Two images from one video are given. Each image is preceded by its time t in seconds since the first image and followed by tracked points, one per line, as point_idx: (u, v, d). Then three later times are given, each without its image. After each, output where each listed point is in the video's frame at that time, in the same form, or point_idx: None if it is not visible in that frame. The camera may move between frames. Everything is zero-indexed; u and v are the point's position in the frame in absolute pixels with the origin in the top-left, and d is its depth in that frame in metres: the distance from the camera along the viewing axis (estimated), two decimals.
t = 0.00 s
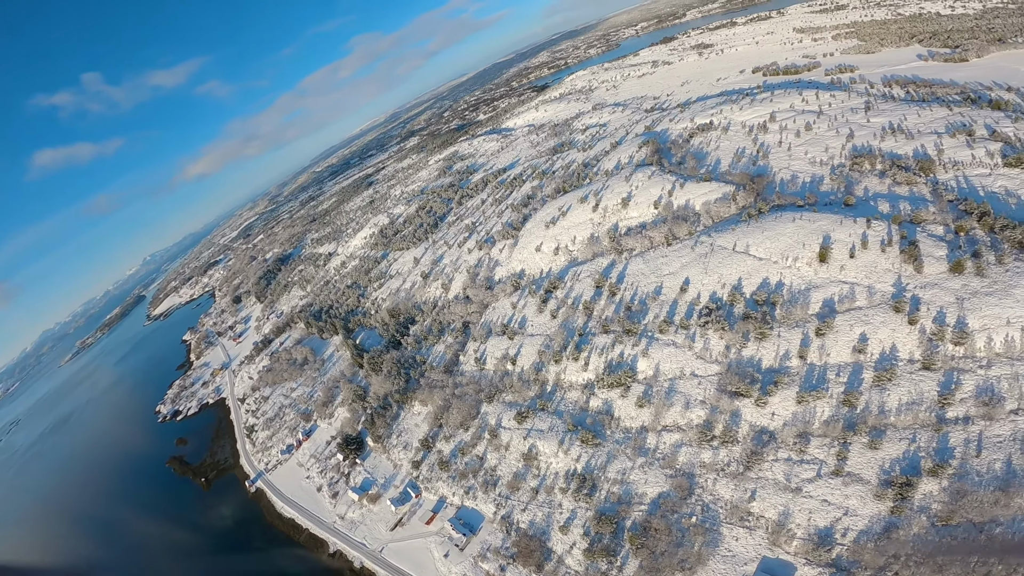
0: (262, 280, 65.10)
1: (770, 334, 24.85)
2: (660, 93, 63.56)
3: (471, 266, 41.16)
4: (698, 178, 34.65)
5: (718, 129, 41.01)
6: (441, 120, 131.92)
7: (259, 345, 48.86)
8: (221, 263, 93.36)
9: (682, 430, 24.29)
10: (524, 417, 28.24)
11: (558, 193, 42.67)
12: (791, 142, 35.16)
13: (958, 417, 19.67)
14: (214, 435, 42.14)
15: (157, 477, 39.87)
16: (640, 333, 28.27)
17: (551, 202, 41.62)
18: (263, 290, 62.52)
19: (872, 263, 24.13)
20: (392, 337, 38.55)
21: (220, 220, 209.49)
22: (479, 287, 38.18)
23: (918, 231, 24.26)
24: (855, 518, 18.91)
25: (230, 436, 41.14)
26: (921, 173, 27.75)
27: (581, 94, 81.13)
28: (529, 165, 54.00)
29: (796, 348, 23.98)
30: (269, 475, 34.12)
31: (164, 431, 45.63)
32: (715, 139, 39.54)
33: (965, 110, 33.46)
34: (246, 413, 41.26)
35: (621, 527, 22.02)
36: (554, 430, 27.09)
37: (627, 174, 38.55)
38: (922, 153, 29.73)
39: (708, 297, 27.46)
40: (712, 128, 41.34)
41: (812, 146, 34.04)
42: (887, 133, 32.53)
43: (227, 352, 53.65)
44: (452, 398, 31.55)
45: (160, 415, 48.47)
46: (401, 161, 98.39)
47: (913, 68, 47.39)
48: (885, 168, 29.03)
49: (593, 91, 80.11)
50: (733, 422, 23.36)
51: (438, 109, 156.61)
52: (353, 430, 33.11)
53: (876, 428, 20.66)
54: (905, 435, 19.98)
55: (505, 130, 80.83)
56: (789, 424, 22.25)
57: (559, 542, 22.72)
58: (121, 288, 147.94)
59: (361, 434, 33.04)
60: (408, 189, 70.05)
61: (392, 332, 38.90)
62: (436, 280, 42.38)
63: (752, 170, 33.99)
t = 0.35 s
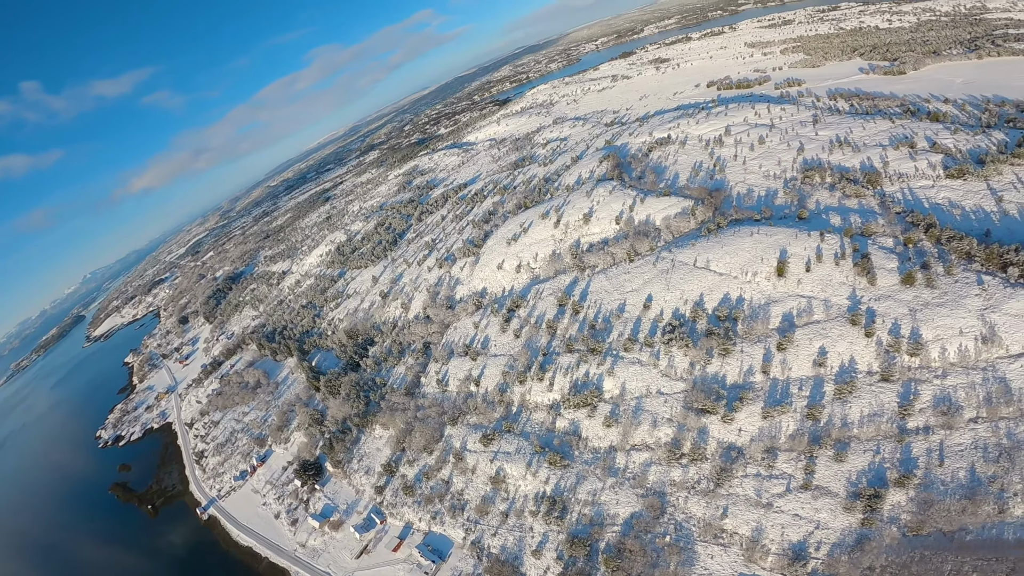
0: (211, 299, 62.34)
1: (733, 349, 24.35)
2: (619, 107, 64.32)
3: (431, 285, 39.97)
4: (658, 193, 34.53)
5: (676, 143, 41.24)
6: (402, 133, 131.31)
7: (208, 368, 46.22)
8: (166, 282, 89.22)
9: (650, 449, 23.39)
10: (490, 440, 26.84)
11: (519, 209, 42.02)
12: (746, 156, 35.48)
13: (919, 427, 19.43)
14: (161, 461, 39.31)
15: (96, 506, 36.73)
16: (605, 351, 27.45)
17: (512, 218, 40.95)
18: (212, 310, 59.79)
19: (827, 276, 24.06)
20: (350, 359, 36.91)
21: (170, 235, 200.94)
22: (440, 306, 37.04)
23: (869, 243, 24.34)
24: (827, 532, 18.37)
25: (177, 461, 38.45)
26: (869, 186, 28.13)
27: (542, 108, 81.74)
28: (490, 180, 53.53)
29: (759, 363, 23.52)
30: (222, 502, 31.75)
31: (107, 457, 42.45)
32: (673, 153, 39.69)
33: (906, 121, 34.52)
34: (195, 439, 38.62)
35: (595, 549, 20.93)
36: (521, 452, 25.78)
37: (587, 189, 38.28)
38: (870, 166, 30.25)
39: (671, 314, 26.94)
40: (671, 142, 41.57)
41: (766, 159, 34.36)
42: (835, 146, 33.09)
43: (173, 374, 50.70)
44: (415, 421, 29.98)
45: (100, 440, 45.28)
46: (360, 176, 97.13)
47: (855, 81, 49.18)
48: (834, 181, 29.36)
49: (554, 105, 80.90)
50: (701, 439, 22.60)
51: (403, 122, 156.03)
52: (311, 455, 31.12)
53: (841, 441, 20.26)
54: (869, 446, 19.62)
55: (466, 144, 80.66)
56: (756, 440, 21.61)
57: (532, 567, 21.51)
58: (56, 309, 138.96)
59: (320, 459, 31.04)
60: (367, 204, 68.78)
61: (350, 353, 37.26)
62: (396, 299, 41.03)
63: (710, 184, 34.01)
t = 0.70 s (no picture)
0: (151, 321, 59.17)
1: (697, 373, 23.68)
2: (580, 126, 65.21)
3: (389, 308, 38.64)
4: (619, 214, 34.36)
5: (636, 162, 41.43)
6: (360, 151, 130.54)
7: (147, 393, 43.36)
8: (105, 303, 84.54)
9: (618, 474, 22.36)
10: (452, 468, 25.31)
11: (479, 229, 41.33)
12: (703, 176, 35.80)
13: (881, 444, 19.09)
14: (96, 489, 36.31)
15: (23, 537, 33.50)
16: (569, 377, 26.46)
17: (472, 239, 40.23)
18: (153, 333, 56.58)
19: (784, 297, 23.90)
20: (302, 387, 35.04)
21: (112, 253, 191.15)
22: (398, 330, 35.76)
23: (823, 263, 24.37)
24: (798, 552, 17.82)
25: (115, 489, 35.61)
26: (820, 206, 28.47)
27: (504, 126, 82.38)
28: (450, 200, 53.03)
29: (722, 385, 22.87)
30: (166, 532, 29.29)
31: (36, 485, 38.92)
32: (632, 173, 39.83)
33: (852, 141, 35.60)
34: (134, 467, 35.86)
35: None
36: (486, 480, 24.38)
37: (547, 210, 37.98)
38: (819, 185, 30.78)
39: (634, 337, 26.29)
40: (630, 162, 41.81)
41: (721, 179, 34.67)
42: (786, 166, 33.62)
43: (109, 400, 47.44)
44: (373, 449, 28.20)
45: (28, 468, 41.72)
46: (316, 194, 95.59)
47: (803, 101, 51.02)
48: (787, 202, 29.66)
49: (516, 123, 81.66)
50: (668, 463, 21.73)
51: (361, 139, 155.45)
52: (261, 485, 28.95)
53: (806, 460, 19.72)
54: (834, 465, 19.19)
55: (426, 162, 80.35)
56: (723, 462, 20.88)
57: None
58: None
59: (272, 489, 28.88)
60: (322, 223, 67.31)
61: (302, 381, 35.42)
62: (350, 323, 39.47)
63: (668, 205, 34.01)
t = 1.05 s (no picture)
0: (83, 342, 55.55)
1: (660, 400, 22.96)
2: (542, 147, 66.18)
3: (342, 333, 37.09)
4: (580, 237, 34.13)
5: (597, 184, 41.59)
6: (320, 168, 128.82)
7: (76, 418, 40.31)
8: (33, 322, 79.22)
9: (585, 503, 21.15)
10: (410, 498, 23.68)
11: (438, 252, 40.46)
12: (662, 199, 36.00)
13: (843, 466, 18.67)
14: (19, 516, 33.09)
15: None
16: (531, 405, 25.37)
17: (431, 261, 39.32)
18: (85, 354, 53.02)
19: (744, 321, 23.61)
20: (248, 415, 32.96)
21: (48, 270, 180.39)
22: (352, 356, 34.26)
23: (780, 287, 24.31)
24: None
25: (40, 516, 32.49)
26: (775, 229, 28.73)
27: (466, 146, 82.85)
28: (409, 220, 52.30)
29: (686, 412, 22.15)
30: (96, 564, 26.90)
31: None
32: (593, 195, 39.87)
33: (803, 164, 36.57)
34: (59, 495, 32.97)
35: None
36: (446, 511, 22.83)
37: (507, 233, 37.63)
38: (774, 208, 31.21)
39: (596, 363, 25.57)
40: (591, 183, 41.97)
41: (680, 202, 34.96)
42: (742, 190, 34.10)
43: (33, 425, 43.89)
44: (326, 479, 26.37)
45: None
46: (269, 212, 93.41)
47: (756, 123, 52.72)
48: (744, 225, 29.88)
49: (478, 143, 82.28)
50: (635, 491, 20.69)
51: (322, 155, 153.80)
52: (202, 515, 26.83)
53: (771, 484, 19.11)
54: (799, 488, 18.60)
55: (385, 181, 79.69)
56: (691, 488, 20.01)
57: None
58: None
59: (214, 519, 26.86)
60: (274, 242, 65.52)
61: (247, 408, 33.32)
62: (300, 347, 37.67)
63: (630, 228, 33.87)
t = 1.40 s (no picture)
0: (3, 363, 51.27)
1: (625, 427, 22.16)
2: (505, 168, 67.05)
3: (292, 357, 35.16)
4: (542, 260, 33.81)
5: (559, 207, 41.78)
6: (275, 183, 125.81)
7: None
8: None
9: (551, 535, 19.98)
10: (365, 531, 22.00)
11: (396, 274, 39.29)
12: (623, 222, 36.25)
13: (809, 489, 18.20)
14: None
15: None
16: (492, 434, 24.15)
17: (388, 283, 38.10)
18: (4, 376, 48.90)
19: (706, 346, 23.28)
20: (186, 442, 30.73)
21: None
22: (301, 382, 32.41)
23: (740, 312, 24.18)
24: None
25: None
26: (733, 254, 28.88)
27: (427, 165, 82.83)
28: (366, 240, 51.12)
29: (652, 440, 21.43)
30: None
31: None
32: (555, 218, 39.96)
33: (757, 188, 37.43)
34: None
35: None
36: (404, 544, 21.24)
37: (467, 255, 37.04)
38: (731, 232, 31.54)
39: (559, 391, 24.74)
40: (552, 206, 42.11)
41: (641, 226, 35.20)
42: (701, 213, 34.52)
43: None
44: (272, 510, 24.41)
45: None
46: (218, 228, 90.18)
47: (713, 147, 54.28)
48: (703, 249, 30.01)
49: (440, 162, 82.25)
50: (603, 522, 19.66)
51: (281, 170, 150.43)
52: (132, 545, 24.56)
53: (739, 510, 18.45)
54: (766, 513, 18.01)
55: (343, 199, 78.37)
56: (659, 517, 19.15)
57: None
58: None
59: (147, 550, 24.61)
60: (220, 261, 63.04)
61: (186, 435, 31.07)
62: (245, 372, 35.51)
63: (592, 252, 33.81)
